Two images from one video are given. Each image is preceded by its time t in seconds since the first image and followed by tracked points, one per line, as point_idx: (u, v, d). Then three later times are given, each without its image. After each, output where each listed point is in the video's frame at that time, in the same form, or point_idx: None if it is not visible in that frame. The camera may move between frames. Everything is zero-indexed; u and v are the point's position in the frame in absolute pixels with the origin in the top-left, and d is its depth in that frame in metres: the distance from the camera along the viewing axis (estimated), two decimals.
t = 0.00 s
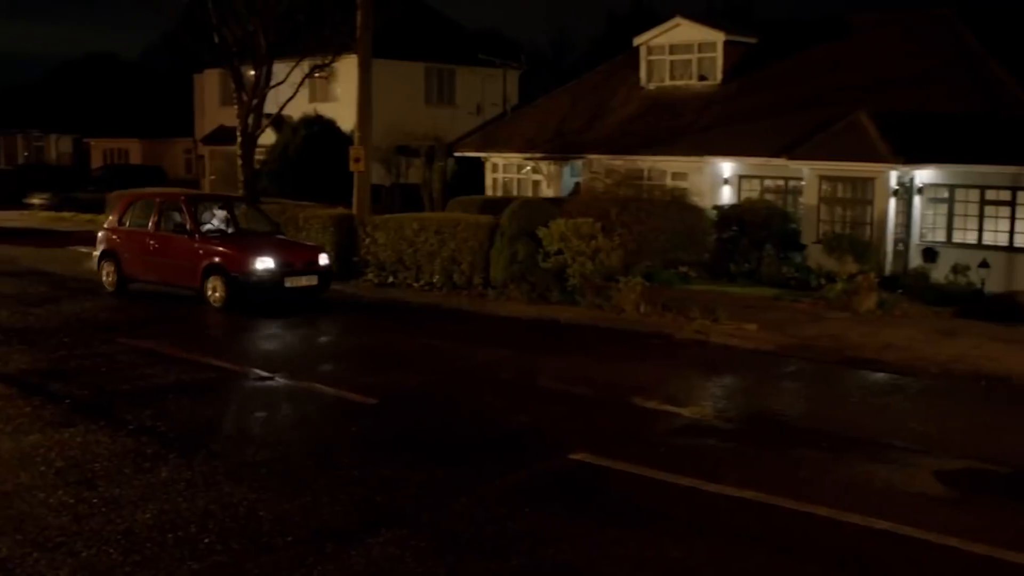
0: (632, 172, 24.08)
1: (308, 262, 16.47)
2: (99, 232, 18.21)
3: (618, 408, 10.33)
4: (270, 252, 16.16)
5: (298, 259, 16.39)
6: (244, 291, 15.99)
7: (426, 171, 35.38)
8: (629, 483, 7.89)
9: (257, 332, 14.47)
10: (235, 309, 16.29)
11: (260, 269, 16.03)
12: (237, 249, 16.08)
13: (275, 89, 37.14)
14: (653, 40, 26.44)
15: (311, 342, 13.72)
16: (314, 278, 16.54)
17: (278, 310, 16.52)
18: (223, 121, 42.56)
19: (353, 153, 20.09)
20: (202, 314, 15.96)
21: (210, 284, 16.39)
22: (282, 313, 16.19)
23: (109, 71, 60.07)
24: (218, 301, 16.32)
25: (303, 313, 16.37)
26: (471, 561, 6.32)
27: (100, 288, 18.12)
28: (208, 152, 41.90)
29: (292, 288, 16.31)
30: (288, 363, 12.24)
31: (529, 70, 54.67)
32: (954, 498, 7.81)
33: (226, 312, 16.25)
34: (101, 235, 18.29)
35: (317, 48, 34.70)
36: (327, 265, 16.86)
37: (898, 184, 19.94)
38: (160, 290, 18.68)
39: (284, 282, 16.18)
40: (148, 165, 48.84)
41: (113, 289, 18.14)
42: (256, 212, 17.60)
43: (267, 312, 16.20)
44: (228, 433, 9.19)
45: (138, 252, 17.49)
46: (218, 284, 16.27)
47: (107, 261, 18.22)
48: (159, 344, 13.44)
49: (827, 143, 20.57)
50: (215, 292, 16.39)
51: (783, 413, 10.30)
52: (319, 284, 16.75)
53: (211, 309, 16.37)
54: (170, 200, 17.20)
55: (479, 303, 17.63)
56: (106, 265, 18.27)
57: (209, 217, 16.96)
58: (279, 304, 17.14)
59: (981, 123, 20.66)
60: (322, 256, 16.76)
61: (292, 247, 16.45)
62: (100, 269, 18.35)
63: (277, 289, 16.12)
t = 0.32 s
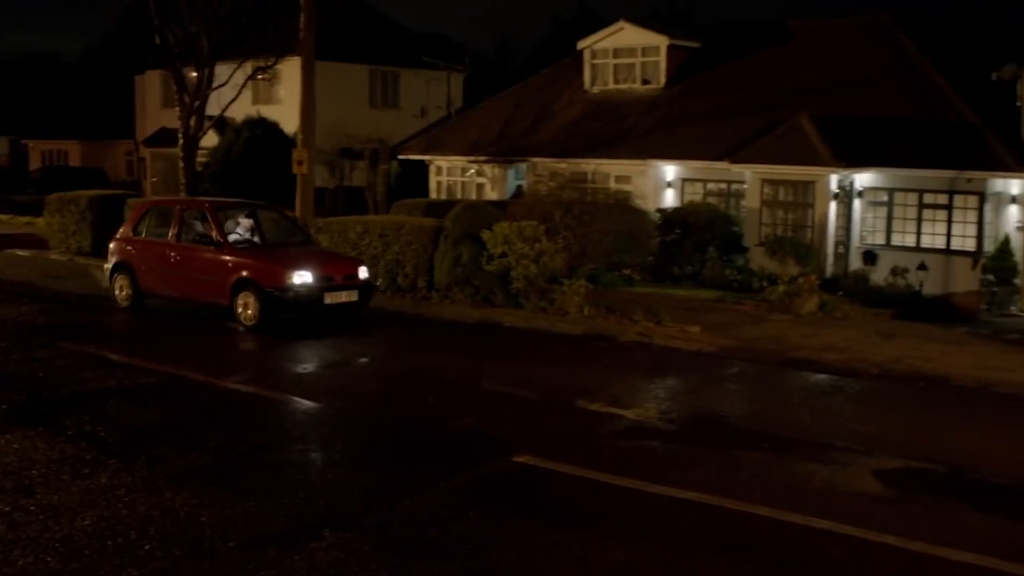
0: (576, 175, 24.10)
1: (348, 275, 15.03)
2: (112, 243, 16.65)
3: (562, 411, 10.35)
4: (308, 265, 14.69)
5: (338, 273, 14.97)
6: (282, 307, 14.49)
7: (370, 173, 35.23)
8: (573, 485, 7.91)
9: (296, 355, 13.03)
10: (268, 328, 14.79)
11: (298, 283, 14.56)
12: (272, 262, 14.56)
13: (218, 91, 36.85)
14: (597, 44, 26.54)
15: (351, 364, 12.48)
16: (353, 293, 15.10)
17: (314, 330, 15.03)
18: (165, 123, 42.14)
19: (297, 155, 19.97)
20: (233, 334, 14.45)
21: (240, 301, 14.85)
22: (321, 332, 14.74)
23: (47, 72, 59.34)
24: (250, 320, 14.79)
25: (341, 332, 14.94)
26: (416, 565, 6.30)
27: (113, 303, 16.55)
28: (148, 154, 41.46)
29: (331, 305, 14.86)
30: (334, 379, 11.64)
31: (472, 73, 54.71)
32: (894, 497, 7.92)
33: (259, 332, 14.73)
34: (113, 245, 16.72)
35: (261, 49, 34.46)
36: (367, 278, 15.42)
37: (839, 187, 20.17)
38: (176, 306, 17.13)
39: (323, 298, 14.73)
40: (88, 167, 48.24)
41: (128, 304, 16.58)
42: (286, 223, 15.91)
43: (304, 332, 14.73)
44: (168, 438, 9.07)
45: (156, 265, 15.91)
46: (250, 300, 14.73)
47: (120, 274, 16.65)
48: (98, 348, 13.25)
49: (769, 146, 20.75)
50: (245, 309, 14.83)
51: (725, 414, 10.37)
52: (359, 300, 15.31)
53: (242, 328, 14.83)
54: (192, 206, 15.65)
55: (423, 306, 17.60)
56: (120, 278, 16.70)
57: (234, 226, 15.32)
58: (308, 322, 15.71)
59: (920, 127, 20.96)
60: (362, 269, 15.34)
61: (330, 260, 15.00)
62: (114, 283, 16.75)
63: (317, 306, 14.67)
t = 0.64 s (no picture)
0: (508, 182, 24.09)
1: (388, 294, 13.86)
2: (119, 261, 15.28)
3: (494, 417, 10.36)
4: (348, 283, 13.50)
5: (378, 293, 13.79)
6: (322, 331, 13.30)
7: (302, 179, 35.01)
8: (504, 491, 7.93)
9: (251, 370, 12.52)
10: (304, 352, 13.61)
11: (337, 303, 13.38)
12: (309, 280, 13.35)
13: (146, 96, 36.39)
14: (528, 51, 26.60)
15: (391, 392, 11.45)
16: (394, 314, 13.92)
17: (349, 353, 13.87)
18: (92, 128, 41.57)
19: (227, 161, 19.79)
20: (265, 359, 13.25)
21: (273, 322, 13.64)
22: (360, 357, 13.59)
23: None
24: (284, 344, 13.57)
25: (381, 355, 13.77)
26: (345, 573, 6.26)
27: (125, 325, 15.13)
28: (75, 160, 40.86)
29: (372, 327, 13.67)
30: (376, 408, 10.69)
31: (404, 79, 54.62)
32: (823, 498, 8.02)
33: (294, 356, 13.54)
34: (122, 263, 15.30)
35: (190, 55, 34.11)
36: (406, 297, 14.28)
37: (768, 194, 20.36)
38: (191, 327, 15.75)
39: (364, 319, 13.55)
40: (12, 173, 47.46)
41: (142, 326, 15.15)
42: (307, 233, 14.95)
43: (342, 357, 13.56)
44: (95, 450, 8.93)
45: (173, 284, 14.56)
46: (284, 321, 13.53)
47: (131, 294, 15.23)
48: (22, 358, 13.00)
49: (698, 153, 20.94)
50: (278, 331, 13.63)
51: (656, 419, 10.44)
52: (398, 321, 14.14)
53: (275, 352, 13.64)
54: (211, 219, 14.44)
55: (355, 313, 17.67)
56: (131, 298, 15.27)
57: (256, 240, 14.25)
58: (340, 344, 14.57)
59: (845, 134, 21.29)
60: (401, 287, 14.18)
61: (368, 278, 13.81)
62: (124, 302, 15.33)
63: (358, 329, 13.48)
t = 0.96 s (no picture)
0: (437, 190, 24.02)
1: (435, 316, 12.60)
2: (129, 277, 13.82)
3: (424, 426, 10.33)
4: (396, 304, 12.22)
5: (426, 313, 12.51)
6: (371, 357, 12.04)
7: (229, 187, 34.67)
8: (434, 500, 7.91)
9: (177, 380, 12.34)
10: (348, 380, 12.35)
11: (384, 326, 12.10)
12: (354, 302, 12.07)
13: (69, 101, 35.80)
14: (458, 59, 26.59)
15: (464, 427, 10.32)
16: (442, 336, 12.67)
17: (394, 381, 12.62)
18: (13, 133, 40.79)
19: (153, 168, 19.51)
20: (305, 389, 11.99)
21: (312, 348, 12.38)
22: (406, 386, 12.33)
23: None
24: (327, 371, 12.31)
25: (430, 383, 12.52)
26: None
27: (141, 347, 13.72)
28: None
29: (420, 352, 12.40)
30: (369, 427, 10.22)
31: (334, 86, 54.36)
32: (749, 503, 8.11)
33: (338, 384, 12.29)
34: (131, 280, 13.83)
35: (115, 60, 33.63)
36: (451, 317, 12.99)
37: (695, 203, 20.60)
38: (205, 348, 14.35)
39: (413, 344, 12.27)
40: None
41: (157, 349, 13.73)
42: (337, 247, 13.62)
43: (390, 385, 12.31)
44: (16, 462, 8.75)
45: (193, 304, 13.16)
46: (325, 345, 12.27)
47: (143, 314, 13.78)
48: None
49: (626, 162, 21.07)
50: (317, 357, 12.37)
51: (584, 426, 10.49)
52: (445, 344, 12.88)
53: (317, 380, 12.36)
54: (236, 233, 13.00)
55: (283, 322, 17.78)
56: (143, 319, 13.82)
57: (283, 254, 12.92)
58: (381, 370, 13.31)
59: (771, 144, 21.57)
60: (447, 307, 12.92)
61: (414, 297, 12.54)
62: (135, 323, 13.88)
63: (407, 354, 12.21)
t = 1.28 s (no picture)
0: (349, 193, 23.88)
1: (470, 330, 11.95)
2: (131, 289, 12.89)
3: (336, 430, 10.26)
4: (432, 318, 11.54)
5: (461, 327, 11.86)
6: (408, 376, 11.34)
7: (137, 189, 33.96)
8: (348, 504, 7.86)
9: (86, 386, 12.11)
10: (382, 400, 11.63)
11: (422, 341, 11.41)
12: (389, 316, 11.35)
13: None
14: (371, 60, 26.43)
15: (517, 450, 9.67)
16: (475, 352, 12.02)
17: (427, 400, 11.92)
18: None
19: (57, 170, 19.01)
20: (339, 409, 11.21)
21: (343, 365, 11.63)
22: (443, 404, 11.64)
23: None
24: (361, 390, 11.56)
25: (464, 402, 11.85)
26: None
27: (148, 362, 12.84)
28: None
29: (455, 369, 11.74)
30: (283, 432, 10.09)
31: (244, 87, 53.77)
32: (660, 503, 8.18)
33: (372, 403, 11.55)
34: (131, 291, 12.92)
35: (18, 59, 32.83)
36: (481, 331, 12.36)
37: (608, 205, 20.74)
38: (206, 364, 13.49)
39: (449, 361, 11.60)
40: None
41: (160, 367, 12.85)
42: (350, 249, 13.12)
43: (426, 404, 11.62)
44: None
45: (203, 318, 12.31)
46: (357, 361, 11.54)
47: (145, 328, 12.88)
48: None
49: (539, 164, 21.14)
50: (349, 376, 11.62)
51: (497, 429, 10.50)
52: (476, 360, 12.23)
53: (348, 400, 11.61)
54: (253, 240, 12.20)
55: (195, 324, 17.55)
56: (145, 334, 12.93)
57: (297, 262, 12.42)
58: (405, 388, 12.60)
59: (682, 147, 21.81)
60: (478, 320, 12.27)
61: (448, 310, 11.86)
62: (137, 338, 12.96)
63: (443, 370, 11.53)
